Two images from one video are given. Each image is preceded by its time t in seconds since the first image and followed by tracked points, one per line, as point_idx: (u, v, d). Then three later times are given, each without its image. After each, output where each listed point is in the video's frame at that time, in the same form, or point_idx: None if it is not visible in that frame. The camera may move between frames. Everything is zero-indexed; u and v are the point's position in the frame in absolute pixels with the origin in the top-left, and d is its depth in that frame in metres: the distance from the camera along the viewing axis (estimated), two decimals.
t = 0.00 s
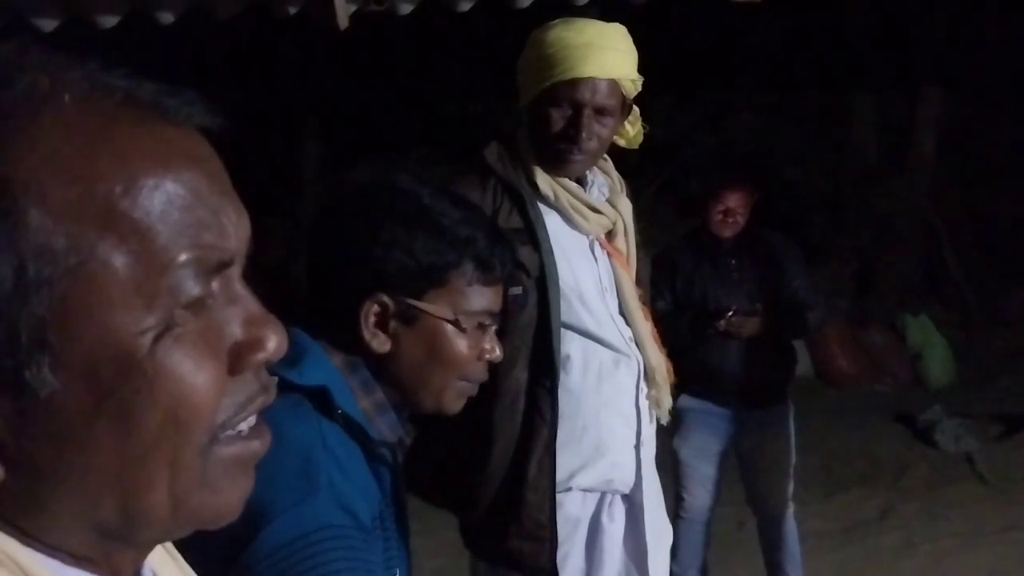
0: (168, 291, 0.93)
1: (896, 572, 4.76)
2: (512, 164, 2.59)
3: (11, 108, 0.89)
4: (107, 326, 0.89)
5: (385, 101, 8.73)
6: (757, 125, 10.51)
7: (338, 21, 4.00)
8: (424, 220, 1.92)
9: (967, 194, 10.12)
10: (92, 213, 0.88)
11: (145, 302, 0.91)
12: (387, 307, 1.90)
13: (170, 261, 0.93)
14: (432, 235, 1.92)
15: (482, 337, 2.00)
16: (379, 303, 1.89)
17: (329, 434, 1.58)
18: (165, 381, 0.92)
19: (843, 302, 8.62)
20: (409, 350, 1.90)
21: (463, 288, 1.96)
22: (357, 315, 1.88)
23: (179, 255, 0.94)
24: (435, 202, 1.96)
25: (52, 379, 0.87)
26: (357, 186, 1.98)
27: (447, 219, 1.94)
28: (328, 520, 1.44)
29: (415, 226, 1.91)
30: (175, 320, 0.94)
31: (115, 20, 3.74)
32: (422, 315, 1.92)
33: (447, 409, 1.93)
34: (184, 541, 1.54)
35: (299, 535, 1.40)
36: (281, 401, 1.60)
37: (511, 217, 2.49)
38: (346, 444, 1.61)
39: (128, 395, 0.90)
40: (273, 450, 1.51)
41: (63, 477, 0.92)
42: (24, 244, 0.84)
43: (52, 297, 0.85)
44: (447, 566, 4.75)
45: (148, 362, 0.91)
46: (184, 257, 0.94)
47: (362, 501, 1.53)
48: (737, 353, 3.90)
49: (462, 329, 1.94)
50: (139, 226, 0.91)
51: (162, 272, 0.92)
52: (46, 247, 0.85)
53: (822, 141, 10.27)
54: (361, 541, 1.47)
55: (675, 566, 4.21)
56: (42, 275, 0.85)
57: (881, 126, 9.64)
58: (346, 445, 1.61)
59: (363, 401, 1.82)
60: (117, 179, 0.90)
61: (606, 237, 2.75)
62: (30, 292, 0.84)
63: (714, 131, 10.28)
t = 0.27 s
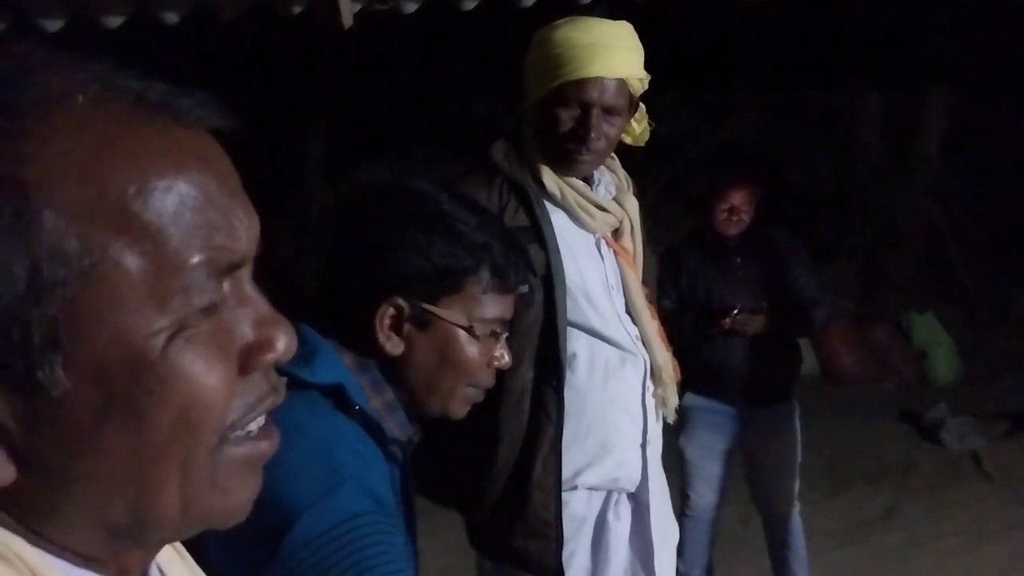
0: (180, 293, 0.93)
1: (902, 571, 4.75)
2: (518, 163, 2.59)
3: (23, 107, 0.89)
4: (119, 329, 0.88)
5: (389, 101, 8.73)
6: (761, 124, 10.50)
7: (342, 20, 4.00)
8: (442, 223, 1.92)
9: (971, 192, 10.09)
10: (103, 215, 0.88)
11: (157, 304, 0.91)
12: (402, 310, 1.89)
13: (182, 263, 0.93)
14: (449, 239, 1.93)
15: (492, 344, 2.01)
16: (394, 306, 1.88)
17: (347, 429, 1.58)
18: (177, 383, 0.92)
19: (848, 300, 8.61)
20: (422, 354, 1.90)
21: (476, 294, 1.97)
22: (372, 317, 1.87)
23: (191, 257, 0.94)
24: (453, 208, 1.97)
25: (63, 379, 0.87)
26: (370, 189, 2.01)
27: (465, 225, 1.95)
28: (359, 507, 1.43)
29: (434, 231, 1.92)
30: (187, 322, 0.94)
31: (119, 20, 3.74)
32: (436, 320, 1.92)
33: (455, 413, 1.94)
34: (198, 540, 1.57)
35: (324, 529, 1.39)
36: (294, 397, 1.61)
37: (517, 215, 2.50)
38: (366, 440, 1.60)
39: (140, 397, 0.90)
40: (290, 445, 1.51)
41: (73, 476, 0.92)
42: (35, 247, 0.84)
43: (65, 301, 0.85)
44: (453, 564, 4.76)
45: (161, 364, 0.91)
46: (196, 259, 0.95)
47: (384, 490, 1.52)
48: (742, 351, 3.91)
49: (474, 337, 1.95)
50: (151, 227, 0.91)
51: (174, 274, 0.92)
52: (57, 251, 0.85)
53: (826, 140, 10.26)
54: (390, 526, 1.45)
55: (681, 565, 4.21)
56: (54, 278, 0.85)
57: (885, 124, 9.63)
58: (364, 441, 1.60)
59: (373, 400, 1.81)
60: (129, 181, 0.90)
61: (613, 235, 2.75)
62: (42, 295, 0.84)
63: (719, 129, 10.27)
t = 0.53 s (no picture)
0: (204, 285, 0.94)
1: (909, 568, 4.74)
2: (522, 162, 2.60)
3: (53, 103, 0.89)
4: (144, 322, 0.90)
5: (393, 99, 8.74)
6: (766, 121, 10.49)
7: (345, 19, 4.00)
8: (446, 220, 1.91)
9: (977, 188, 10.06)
10: (130, 208, 0.88)
11: (182, 296, 0.92)
12: (407, 306, 1.89)
13: (206, 256, 0.94)
14: (451, 235, 1.92)
15: (500, 340, 1.99)
16: (399, 303, 1.88)
17: (356, 428, 1.58)
18: (201, 376, 0.93)
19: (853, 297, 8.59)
20: (429, 350, 1.90)
21: (483, 288, 1.96)
22: (378, 315, 1.87)
23: (214, 251, 0.95)
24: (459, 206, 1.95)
25: (88, 371, 0.88)
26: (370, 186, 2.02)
27: (469, 221, 1.94)
28: (370, 505, 1.43)
29: (437, 229, 1.91)
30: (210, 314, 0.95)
31: (123, 20, 3.74)
32: (442, 315, 1.91)
33: (463, 410, 1.93)
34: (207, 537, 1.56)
35: (336, 530, 1.39)
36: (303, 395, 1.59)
37: (522, 213, 2.49)
38: (377, 440, 1.60)
39: (166, 387, 0.91)
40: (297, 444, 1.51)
41: (96, 470, 0.92)
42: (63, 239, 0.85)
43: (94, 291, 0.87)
44: (457, 564, 4.74)
45: (184, 356, 0.92)
46: (218, 253, 0.95)
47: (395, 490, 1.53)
48: (746, 346, 3.90)
49: (482, 331, 1.94)
50: (176, 223, 0.91)
51: (197, 267, 0.93)
52: (85, 245, 0.86)
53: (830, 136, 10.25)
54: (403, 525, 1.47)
55: (686, 563, 4.20)
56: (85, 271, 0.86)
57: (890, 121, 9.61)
58: (374, 440, 1.59)
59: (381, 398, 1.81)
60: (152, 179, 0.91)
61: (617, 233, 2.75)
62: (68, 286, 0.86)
63: (723, 125, 10.22)
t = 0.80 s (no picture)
0: (256, 271, 0.97)
1: (914, 565, 4.73)
2: (527, 160, 2.59)
3: (88, 106, 0.91)
4: (205, 304, 0.93)
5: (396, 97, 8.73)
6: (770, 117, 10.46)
7: (348, 16, 3.99)
8: (434, 219, 1.92)
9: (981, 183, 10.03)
10: (187, 199, 0.92)
11: (239, 279, 0.95)
12: (382, 296, 1.90)
13: (265, 234, 0.99)
14: (433, 233, 1.92)
15: (483, 327, 1.99)
16: (373, 292, 1.89)
17: (350, 429, 1.58)
18: (251, 353, 0.97)
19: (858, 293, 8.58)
20: (406, 339, 1.90)
21: (463, 274, 1.95)
22: (352, 306, 1.89)
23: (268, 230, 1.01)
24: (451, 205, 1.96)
25: (155, 352, 0.90)
26: (368, 179, 1.98)
27: (439, 206, 1.95)
28: (363, 512, 1.43)
29: (423, 229, 1.92)
30: (259, 297, 0.98)
31: (125, 19, 3.74)
32: (417, 303, 1.91)
33: (450, 400, 1.92)
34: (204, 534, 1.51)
35: (331, 536, 1.39)
36: (298, 396, 1.58)
37: (525, 211, 2.49)
38: (370, 440, 1.61)
39: (222, 365, 0.95)
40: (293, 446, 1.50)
41: (150, 450, 0.94)
42: (133, 227, 0.87)
43: (164, 275, 0.89)
44: (462, 561, 4.74)
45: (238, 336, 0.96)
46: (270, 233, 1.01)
47: (388, 493, 1.53)
48: (750, 343, 3.89)
49: (460, 316, 1.94)
50: (230, 211, 0.95)
51: (251, 253, 0.96)
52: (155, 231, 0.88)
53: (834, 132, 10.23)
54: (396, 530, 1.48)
55: (692, 560, 4.20)
56: (166, 237, 0.89)
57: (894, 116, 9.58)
58: (368, 440, 1.60)
59: (377, 395, 1.79)
60: (204, 172, 0.94)
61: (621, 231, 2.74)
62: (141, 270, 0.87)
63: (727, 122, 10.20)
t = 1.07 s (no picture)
0: (262, 265, 1.02)
1: (918, 561, 4.73)
2: (530, 156, 2.58)
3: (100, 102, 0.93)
4: (219, 283, 0.97)
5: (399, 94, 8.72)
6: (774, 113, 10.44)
7: (350, 13, 3.98)
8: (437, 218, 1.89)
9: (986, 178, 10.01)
10: (209, 192, 0.96)
11: (250, 271, 1.00)
12: (354, 283, 1.89)
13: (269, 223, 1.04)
14: (431, 232, 1.89)
15: (459, 306, 1.94)
16: (346, 280, 1.89)
17: (342, 421, 1.58)
18: (262, 341, 1.01)
19: (863, 289, 8.56)
20: (378, 323, 1.89)
21: (439, 253, 1.90)
22: (327, 296, 1.89)
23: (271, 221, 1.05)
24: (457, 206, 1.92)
25: (175, 335, 0.94)
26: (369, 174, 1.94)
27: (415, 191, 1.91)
28: (352, 508, 1.43)
29: (425, 229, 1.89)
30: (265, 290, 1.03)
31: (128, 17, 3.73)
32: (387, 286, 1.89)
33: (433, 382, 1.90)
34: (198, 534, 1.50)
35: (323, 531, 1.40)
36: (292, 391, 1.58)
37: (528, 209, 2.48)
38: (365, 435, 1.60)
39: (237, 342, 0.99)
40: (287, 441, 1.50)
41: (166, 434, 0.97)
42: (164, 217, 0.91)
43: (187, 261, 0.93)
44: (464, 559, 4.74)
45: (248, 324, 1.00)
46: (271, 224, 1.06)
47: (383, 490, 1.53)
48: (755, 339, 3.89)
49: (432, 293, 1.90)
50: (241, 205, 1.00)
51: (259, 246, 1.01)
52: (181, 219, 0.92)
53: (837, 129, 10.22)
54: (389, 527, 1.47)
55: (696, 557, 4.20)
56: (188, 216, 0.93)
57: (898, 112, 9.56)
58: (363, 436, 1.60)
59: (371, 390, 1.79)
60: (220, 170, 0.99)
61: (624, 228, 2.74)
62: (167, 255, 0.91)
63: (729, 118, 10.17)
